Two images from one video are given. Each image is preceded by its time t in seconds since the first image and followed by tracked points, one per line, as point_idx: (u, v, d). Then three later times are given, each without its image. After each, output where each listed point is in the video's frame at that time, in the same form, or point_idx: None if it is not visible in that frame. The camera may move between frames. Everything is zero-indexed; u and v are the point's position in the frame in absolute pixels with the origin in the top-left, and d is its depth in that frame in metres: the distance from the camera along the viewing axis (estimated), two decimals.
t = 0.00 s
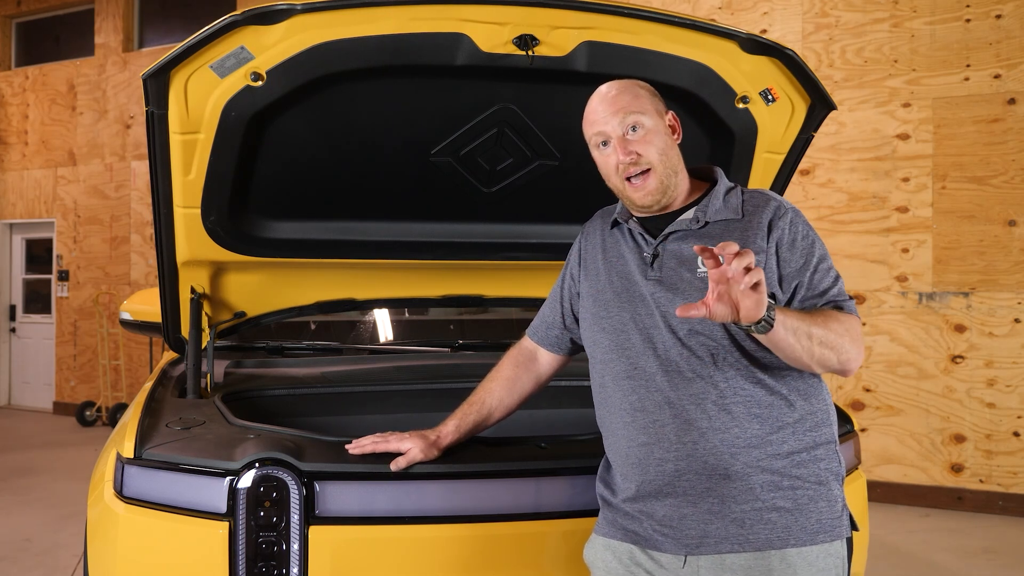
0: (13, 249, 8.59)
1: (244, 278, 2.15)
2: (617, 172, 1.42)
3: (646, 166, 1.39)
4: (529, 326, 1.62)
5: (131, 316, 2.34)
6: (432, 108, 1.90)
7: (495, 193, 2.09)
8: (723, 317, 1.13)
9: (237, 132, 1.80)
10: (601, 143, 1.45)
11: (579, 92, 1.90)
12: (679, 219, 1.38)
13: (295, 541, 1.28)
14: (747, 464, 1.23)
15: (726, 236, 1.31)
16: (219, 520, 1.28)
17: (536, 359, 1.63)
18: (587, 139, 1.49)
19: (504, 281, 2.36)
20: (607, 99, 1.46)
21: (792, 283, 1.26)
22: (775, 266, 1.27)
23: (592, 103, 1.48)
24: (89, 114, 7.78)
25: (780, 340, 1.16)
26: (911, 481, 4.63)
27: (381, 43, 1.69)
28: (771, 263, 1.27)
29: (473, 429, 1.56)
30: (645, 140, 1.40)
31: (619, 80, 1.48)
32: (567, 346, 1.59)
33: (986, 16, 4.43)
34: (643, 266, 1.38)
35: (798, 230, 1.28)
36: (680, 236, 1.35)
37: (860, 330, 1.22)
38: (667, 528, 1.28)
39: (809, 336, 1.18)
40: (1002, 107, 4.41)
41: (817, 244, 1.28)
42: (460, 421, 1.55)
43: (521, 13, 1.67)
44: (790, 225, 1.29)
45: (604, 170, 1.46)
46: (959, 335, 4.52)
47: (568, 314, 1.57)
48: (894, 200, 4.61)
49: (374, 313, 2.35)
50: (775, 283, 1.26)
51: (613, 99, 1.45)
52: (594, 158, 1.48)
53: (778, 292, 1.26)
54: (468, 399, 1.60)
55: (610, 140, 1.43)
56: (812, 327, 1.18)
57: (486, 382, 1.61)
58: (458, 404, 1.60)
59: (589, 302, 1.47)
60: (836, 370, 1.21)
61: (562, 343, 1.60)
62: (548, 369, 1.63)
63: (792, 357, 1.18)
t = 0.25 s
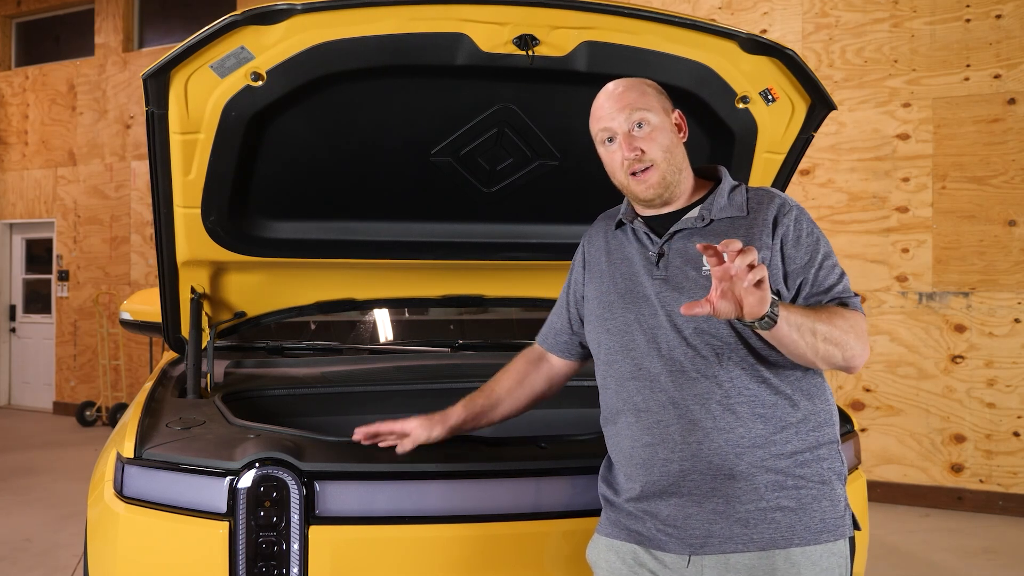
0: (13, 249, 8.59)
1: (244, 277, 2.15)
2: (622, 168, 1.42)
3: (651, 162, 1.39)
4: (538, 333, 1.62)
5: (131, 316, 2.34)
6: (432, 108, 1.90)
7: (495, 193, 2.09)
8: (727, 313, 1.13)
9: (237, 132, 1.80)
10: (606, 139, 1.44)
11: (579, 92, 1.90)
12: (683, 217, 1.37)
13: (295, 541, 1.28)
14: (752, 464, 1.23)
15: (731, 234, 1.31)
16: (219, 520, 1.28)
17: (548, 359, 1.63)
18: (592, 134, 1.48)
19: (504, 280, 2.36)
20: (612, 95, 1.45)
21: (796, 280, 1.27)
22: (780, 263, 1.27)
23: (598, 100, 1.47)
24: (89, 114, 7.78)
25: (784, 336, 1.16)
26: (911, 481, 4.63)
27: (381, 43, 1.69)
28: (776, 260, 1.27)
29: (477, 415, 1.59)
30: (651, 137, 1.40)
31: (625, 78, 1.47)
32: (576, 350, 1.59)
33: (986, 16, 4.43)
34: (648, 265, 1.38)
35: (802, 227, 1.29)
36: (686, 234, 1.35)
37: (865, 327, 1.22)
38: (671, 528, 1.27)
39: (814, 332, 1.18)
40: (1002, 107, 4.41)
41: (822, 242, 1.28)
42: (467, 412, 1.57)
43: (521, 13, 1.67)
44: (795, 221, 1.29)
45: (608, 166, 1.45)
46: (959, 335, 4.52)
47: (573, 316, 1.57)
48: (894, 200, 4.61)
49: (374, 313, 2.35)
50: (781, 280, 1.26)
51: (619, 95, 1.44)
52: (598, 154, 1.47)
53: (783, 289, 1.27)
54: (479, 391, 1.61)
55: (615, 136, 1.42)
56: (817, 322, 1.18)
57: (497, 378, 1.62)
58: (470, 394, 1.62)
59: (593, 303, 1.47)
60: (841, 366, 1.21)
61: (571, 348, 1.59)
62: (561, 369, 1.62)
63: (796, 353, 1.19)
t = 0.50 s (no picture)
0: (13, 249, 8.59)
1: (244, 278, 2.15)
2: (626, 167, 1.41)
3: (655, 160, 1.38)
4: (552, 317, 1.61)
5: (131, 316, 2.34)
6: (433, 107, 1.90)
7: (495, 193, 2.09)
8: (721, 305, 1.15)
9: (237, 132, 1.80)
10: (610, 137, 1.43)
11: (580, 92, 1.90)
12: (686, 216, 1.37)
13: (295, 541, 1.28)
14: (751, 462, 1.23)
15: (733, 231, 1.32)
16: (219, 520, 1.28)
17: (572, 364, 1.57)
18: (597, 133, 1.47)
19: (503, 280, 2.35)
20: (617, 95, 1.45)
21: (796, 277, 1.27)
22: (780, 260, 1.28)
23: (602, 100, 1.47)
24: (89, 115, 7.78)
25: (778, 329, 1.16)
26: (911, 481, 4.63)
27: (381, 43, 1.69)
28: (776, 256, 1.27)
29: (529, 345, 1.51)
30: (655, 135, 1.39)
31: (629, 77, 1.47)
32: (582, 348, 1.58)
33: (986, 16, 4.43)
34: (651, 263, 1.38)
35: (803, 224, 1.28)
36: (688, 232, 1.36)
37: (863, 324, 1.21)
38: (669, 527, 1.27)
39: (809, 327, 1.18)
40: (1002, 107, 4.41)
41: (823, 240, 1.28)
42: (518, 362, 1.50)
43: (521, 13, 1.67)
44: (796, 219, 1.29)
45: (612, 165, 1.45)
46: (959, 335, 4.52)
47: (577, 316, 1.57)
48: (894, 200, 4.61)
49: (374, 313, 2.37)
50: (780, 276, 1.27)
51: (623, 94, 1.44)
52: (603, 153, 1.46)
53: (782, 286, 1.27)
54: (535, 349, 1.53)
55: (619, 135, 1.42)
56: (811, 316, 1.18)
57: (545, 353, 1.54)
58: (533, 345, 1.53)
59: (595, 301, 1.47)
60: (839, 362, 1.21)
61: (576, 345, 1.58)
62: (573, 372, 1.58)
63: (792, 348, 1.19)
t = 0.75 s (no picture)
0: (13, 249, 8.59)
1: (244, 277, 2.15)
2: (628, 164, 1.40)
3: (659, 159, 1.37)
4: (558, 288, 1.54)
5: (131, 316, 2.34)
6: (434, 107, 1.90)
7: (495, 193, 2.09)
8: (722, 305, 1.16)
9: (237, 132, 1.80)
10: (613, 134, 1.42)
11: (580, 92, 1.90)
12: (689, 214, 1.38)
13: (295, 541, 1.28)
14: (755, 462, 1.23)
15: (736, 230, 1.32)
16: (219, 520, 1.28)
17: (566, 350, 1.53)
18: (599, 131, 1.46)
19: (504, 280, 2.34)
20: (620, 94, 1.44)
21: (797, 276, 1.27)
22: (782, 259, 1.28)
23: (604, 98, 1.46)
24: (89, 115, 7.78)
25: (779, 329, 1.17)
26: (911, 481, 4.63)
27: (381, 43, 1.69)
28: (779, 255, 1.28)
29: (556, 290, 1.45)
30: (659, 134, 1.38)
31: (632, 77, 1.46)
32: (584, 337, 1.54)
33: (986, 16, 4.43)
34: (655, 261, 1.38)
35: (806, 224, 1.29)
36: (692, 231, 1.36)
37: (865, 324, 1.21)
38: (673, 526, 1.27)
39: (810, 327, 1.18)
40: (1002, 107, 4.41)
41: (825, 240, 1.28)
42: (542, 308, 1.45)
43: (521, 13, 1.67)
44: (798, 218, 1.29)
45: (614, 163, 1.43)
46: (959, 335, 4.52)
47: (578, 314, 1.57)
48: (894, 200, 4.61)
49: (374, 313, 2.36)
50: (783, 274, 1.28)
51: (627, 92, 1.43)
52: (605, 151, 1.45)
53: (785, 285, 1.28)
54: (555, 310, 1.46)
55: (623, 132, 1.41)
56: (812, 316, 1.18)
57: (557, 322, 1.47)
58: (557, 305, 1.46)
59: (598, 299, 1.47)
60: (840, 362, 1.21)
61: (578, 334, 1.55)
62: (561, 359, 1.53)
63: (793, 348, 1.19)
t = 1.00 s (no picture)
0: (13, 249, 8.59)
1: (244, 277, 2.15)
2: (638, 157, 1.40)
3: (669, 153, 1.38)
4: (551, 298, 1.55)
5: (131, 316, 2.34)
6: (435, 107, 1.90)
7: (495, 193, 2.09)
8: (726, 309, 1.15)
9: (237, 132, 1.80)
10: (625, 126, 1.43)
11: (580, 92, 1.90)
12: (692, 215, 1.37)
13: (295, 541, 1.28)
14: (760, 462, 1.23)
15: (740, 231, 1.32)
16: (219, 520, 1.28)
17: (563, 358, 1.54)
18: (611, 123, 1.47)
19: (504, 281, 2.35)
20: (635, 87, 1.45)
21: (802, 276, 1.28)
22: (786, 259, 1.28)
23: (618, 91, 1.47)
24: (89, 115, 7.78)
25: (783, 332, 1.17)
26: (911, 481, 4.63)
27: (382, 43, 1.69)
28: (783, 255, 1.28)
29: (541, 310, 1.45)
30: (672, 129, 1.39)
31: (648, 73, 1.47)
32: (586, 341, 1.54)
33: (986, 16, 4.43)
34: (657, 262, 1.38)
35: (809, 225, 1.29)
36: (695, 231, 1.35)
37: (868, 325, 1.21)
38: (677, 526, 1.27)
39: (814, 328, 1.18)
40: (1002, 107, 4.41)
41: (828, 241, 1.28)
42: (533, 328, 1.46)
43: (521, 13, 1.67)
44: (801, 219, 1.29)
45: (623, 155, 1.43)
46: (959, 335, 4.52)
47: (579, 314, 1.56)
48: (894, 200, 4.61)
49: (374, 313, 2.35)
50: (787, 275, 1.28)
51: (642, 86, 1.44)
52: (615, 143, 1.45)
53: (789, 286, 1.28)
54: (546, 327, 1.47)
55: (636, 124, 1.42)
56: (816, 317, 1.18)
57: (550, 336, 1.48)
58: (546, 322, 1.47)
59: (600, 301, 1.46)
60: (844, 362, 1.22)
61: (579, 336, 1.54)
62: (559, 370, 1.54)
63: (796, 349, 1.19)
